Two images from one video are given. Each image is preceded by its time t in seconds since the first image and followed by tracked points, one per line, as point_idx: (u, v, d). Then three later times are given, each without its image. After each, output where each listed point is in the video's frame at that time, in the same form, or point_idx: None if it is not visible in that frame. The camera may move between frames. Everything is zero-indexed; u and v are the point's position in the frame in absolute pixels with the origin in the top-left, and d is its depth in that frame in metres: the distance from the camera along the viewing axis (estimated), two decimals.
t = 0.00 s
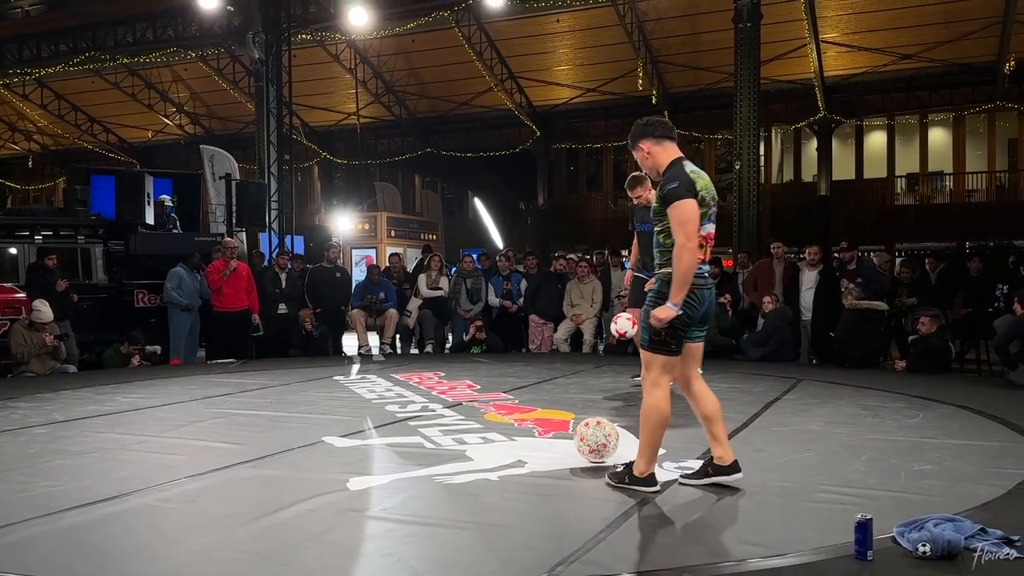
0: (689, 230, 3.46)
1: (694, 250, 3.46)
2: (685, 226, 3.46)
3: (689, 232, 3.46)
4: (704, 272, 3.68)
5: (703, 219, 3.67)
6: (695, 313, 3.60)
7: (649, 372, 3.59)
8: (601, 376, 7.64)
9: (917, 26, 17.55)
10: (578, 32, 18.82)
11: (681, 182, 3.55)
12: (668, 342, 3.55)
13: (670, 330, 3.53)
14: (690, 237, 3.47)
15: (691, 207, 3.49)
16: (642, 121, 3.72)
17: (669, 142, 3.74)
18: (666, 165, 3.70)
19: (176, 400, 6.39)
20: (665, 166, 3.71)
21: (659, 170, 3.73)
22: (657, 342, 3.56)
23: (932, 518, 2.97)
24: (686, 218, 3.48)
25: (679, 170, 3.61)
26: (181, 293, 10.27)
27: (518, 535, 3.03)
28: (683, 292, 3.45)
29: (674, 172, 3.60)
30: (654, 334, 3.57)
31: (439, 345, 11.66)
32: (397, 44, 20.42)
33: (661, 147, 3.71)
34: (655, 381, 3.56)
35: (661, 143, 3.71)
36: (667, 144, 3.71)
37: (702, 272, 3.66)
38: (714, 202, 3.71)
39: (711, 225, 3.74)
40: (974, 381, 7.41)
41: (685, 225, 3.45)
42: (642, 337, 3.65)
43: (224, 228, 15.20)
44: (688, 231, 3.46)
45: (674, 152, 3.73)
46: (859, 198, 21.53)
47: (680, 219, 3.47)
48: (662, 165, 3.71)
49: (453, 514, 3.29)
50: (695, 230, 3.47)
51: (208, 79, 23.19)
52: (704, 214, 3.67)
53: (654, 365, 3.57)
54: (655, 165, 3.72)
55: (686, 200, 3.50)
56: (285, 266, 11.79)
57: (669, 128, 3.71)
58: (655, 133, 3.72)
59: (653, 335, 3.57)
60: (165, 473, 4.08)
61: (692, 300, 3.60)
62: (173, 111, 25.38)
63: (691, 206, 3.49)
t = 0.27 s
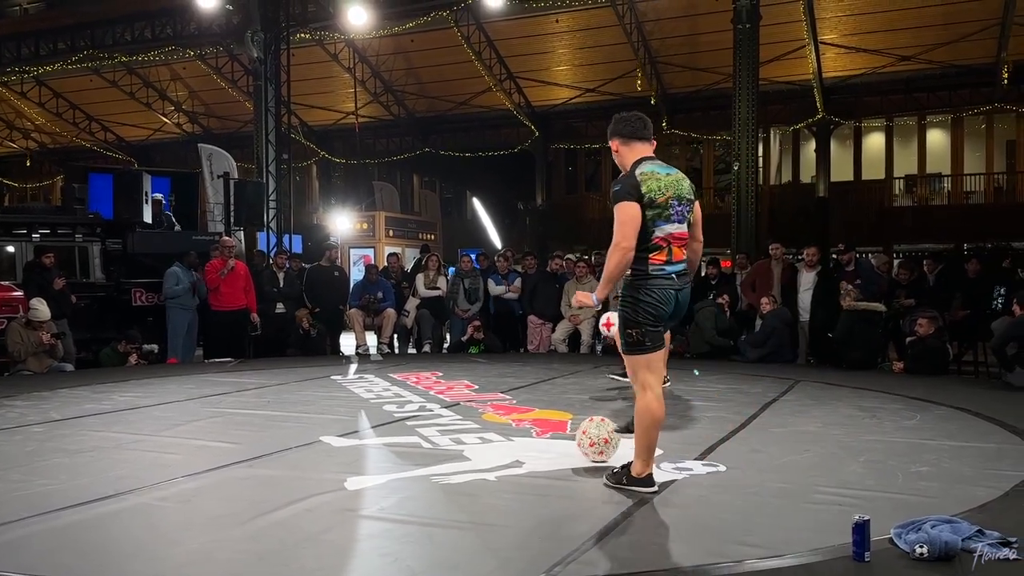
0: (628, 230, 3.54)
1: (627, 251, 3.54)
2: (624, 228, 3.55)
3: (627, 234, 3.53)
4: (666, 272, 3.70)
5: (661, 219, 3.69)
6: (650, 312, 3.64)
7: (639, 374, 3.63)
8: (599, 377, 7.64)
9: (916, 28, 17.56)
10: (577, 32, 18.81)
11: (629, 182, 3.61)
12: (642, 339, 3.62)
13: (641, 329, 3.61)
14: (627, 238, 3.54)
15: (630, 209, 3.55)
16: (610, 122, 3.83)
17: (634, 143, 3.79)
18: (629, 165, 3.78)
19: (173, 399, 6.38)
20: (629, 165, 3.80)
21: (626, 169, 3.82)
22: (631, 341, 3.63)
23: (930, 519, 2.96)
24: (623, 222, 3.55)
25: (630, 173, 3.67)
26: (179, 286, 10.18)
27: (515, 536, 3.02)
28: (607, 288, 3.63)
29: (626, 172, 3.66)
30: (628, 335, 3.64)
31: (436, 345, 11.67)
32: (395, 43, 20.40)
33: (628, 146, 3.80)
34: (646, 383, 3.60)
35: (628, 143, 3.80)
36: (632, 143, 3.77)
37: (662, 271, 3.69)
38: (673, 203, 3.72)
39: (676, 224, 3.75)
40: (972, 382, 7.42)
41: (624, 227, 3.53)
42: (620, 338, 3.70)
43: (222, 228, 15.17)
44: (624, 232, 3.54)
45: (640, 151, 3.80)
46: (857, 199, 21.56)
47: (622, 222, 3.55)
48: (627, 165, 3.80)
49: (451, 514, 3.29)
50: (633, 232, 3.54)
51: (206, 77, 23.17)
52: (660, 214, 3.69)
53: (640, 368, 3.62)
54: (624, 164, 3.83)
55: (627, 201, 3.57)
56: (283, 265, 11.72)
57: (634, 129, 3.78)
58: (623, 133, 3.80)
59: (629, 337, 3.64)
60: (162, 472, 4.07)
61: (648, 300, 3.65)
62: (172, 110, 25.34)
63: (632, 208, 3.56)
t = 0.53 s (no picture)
0: (601, 236, 3.56)
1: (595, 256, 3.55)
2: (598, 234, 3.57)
3: (599, 241, 3.55)
4: (649, 275, 3.68)
5: (643, 224, 3.66)
6: (630, 314, 3.65)
7: (630, 373, 3.65)
8: (598, 377, 7.64)
9: (916, 29, 17.57)
10: (577, 32, 18.80)
11: (607, 188, 3.62)
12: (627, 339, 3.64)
13: (626, 329, 3.63)
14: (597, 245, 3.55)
15: (604, 217, 3.58)
16: (602, 122, 3.84)
17: (622, 144, 3.79)
18: (617, 168, 3.78)
19: (172, 398, 6.37)
20: (618, 166, 3.80)
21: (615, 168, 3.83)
22: (617, 341, 3.65)
23: (928, 521, 2.96)
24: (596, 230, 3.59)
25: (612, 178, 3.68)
26: (179, 285, 10.16)
27: (513, 535, 3.02)
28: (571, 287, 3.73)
29: (608, 177, 3.66)
30: (614, 335, 3.66)
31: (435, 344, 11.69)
32: (396, 43, 20.39)
33: (617, 147, 3.80)
34: (635, 382, 3.61)
35: (618, 144, 3.80)
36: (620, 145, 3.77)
37: (644, 275, 3.67)
38: (656, 207, 3.68)
39: (660, 228, 3.71)
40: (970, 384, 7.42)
41: (597, 234, 3.55)
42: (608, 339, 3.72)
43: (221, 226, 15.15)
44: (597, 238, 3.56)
45: (630, 153, 3.79)
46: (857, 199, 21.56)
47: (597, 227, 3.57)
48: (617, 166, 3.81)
49: (448, 514, 3.29)
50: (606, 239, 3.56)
51: (206, 76, 23.16)
52: (642, 219, 3.67)
53: (628, 367, 3.64)
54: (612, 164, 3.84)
55: (601, 209, 3.59)
56: (283, 264, 11.77)
57: (624, 130, 3.78)
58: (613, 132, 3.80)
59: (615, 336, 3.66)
60: (159, 471, 4.07)
61: (628, 303, 3.66)
62: (171, 108, 25.33)
63: (606, 215, 3.58)
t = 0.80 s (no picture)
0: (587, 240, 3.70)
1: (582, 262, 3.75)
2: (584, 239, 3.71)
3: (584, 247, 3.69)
4: (647, 273, 3.67)
5: (632, 224, 3.67)
6: (629, 313, 3.66)
7: (634, 373, 3.65)
8: (598, 377, 7.64)
9: (917, 30, 17.57)
10: (579, 31, 18.80)
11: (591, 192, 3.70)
12: (628, 340, 3.66)
13: (627, 328, 3.65)
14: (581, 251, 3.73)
15: (586, 222, 3.68)
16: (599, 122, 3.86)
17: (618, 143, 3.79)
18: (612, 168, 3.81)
19: (173, 395, 6.38)
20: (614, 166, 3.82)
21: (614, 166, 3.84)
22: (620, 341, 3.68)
23: (928, 521, 2.97)
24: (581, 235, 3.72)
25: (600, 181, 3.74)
26: (181, 284, 10.18)
27: (513, 534, 3.03)
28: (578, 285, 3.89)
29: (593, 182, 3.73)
30: (617, 336, 3.69)
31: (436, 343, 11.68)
32: (397, 41, 20.39)
33: (614, 147, 3.81)
34: (637, 383, 3.62)
35: (615, 143, 3.81)
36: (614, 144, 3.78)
37: (642, 273, 3.67)
38: (645, 205, 3.66)
39: (654, 226, 3.68)
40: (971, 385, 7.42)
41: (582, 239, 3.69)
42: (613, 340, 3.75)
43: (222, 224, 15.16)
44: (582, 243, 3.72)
45: (626, 153, 3.79)
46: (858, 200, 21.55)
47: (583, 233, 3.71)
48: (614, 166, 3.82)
49: (448, 512, 3.29)
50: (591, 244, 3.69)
51: (207, 74, 23.16)
52: (631, 219, 3.67)
53: (632, 366, 3.65)
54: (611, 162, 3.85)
55: (585, 214, 3.70)
56: (283, 262, 11.75)
57: (619, 129, 3.78)
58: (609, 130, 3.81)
59: (616, 337, 3.69)
60: (160, 468, 4.07)
61: (626, 302, 3.67)
62: (173, 106, 25.35)
63: (590, 219, 3.68)
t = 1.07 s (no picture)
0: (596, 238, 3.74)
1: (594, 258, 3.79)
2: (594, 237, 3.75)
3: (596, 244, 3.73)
4: (652, 272, 3.65)
5: (638, 222, 3.66)
6: (632, 311, 3.64)
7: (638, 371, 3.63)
8: (600, 376, 7.64)
9: (921, 30, 17.54)
10: (582, 30, 18.78)
11: (600, 189, 3.72)
12: (631, 340, 3.64)
13: (629, 328, 3.65)
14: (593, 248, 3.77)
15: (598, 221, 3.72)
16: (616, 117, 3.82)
17: (634, 142, 3.77)
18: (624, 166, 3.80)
19: (176, 392, 6.39)
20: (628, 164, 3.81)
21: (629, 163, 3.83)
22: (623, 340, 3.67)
23: (931, 521, 2.96)
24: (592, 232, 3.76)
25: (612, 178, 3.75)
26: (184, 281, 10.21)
27: (516, 532, 3.03)
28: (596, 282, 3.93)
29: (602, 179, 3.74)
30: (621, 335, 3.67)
31: (438, 341, 11.67)
32: (400, 39, 20.37)
33: (630, 144, 3.79)
34: (640, 382, 3.60)
35: (630, 140, 3.78)
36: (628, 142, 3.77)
37: (646, 272, 3.65)
38: (654, 204, 3.65)
39: (661, 225, 3.67)
40: (973, 386, 7.40)
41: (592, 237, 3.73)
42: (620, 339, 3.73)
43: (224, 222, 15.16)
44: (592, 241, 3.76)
45: (640, 151, 3.78)
46: (861, 200, 21.51)
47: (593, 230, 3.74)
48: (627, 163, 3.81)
49: (451, 510, 3.29)
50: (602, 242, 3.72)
51: (210, 71, 23.17)
52: (637, 217, 3.67)
53: (635, 365, 3.63)
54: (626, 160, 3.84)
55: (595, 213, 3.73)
56: (286, 259, 11.76)
57: (636, 126, 3.75)
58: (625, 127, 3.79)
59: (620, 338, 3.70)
60: (163, 465, 4.08)
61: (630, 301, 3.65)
62: (176, 104, 25.36)
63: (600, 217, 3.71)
